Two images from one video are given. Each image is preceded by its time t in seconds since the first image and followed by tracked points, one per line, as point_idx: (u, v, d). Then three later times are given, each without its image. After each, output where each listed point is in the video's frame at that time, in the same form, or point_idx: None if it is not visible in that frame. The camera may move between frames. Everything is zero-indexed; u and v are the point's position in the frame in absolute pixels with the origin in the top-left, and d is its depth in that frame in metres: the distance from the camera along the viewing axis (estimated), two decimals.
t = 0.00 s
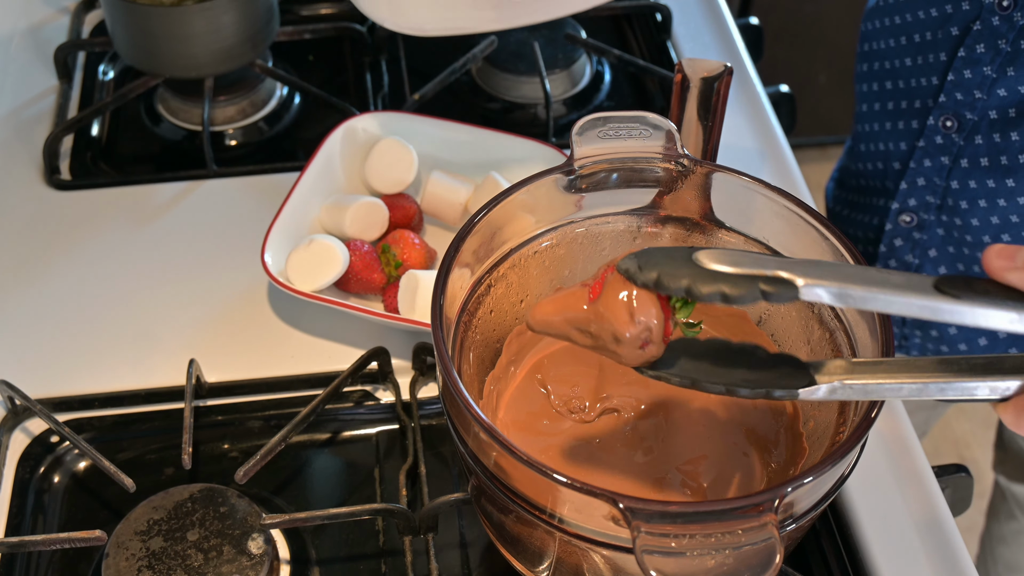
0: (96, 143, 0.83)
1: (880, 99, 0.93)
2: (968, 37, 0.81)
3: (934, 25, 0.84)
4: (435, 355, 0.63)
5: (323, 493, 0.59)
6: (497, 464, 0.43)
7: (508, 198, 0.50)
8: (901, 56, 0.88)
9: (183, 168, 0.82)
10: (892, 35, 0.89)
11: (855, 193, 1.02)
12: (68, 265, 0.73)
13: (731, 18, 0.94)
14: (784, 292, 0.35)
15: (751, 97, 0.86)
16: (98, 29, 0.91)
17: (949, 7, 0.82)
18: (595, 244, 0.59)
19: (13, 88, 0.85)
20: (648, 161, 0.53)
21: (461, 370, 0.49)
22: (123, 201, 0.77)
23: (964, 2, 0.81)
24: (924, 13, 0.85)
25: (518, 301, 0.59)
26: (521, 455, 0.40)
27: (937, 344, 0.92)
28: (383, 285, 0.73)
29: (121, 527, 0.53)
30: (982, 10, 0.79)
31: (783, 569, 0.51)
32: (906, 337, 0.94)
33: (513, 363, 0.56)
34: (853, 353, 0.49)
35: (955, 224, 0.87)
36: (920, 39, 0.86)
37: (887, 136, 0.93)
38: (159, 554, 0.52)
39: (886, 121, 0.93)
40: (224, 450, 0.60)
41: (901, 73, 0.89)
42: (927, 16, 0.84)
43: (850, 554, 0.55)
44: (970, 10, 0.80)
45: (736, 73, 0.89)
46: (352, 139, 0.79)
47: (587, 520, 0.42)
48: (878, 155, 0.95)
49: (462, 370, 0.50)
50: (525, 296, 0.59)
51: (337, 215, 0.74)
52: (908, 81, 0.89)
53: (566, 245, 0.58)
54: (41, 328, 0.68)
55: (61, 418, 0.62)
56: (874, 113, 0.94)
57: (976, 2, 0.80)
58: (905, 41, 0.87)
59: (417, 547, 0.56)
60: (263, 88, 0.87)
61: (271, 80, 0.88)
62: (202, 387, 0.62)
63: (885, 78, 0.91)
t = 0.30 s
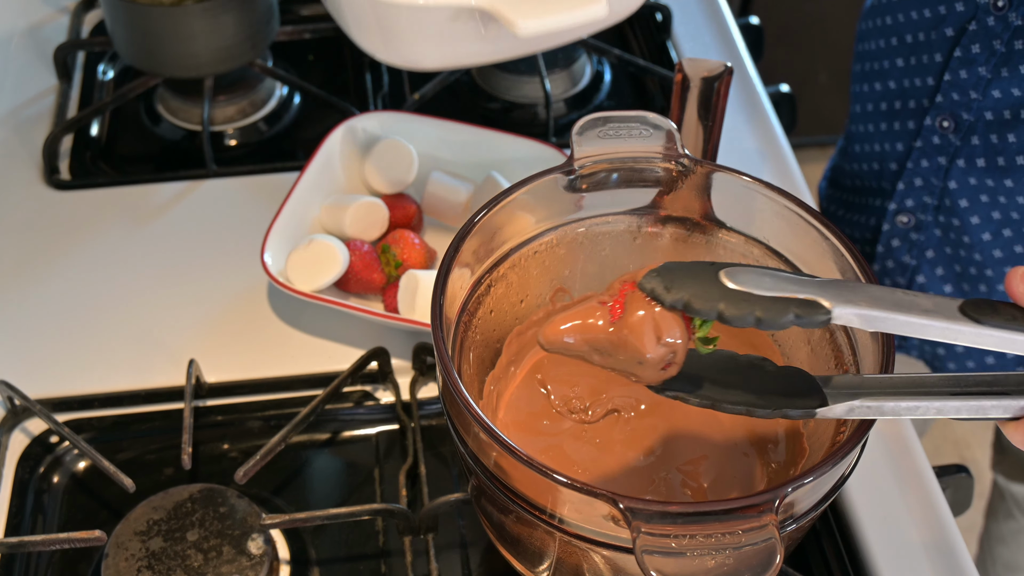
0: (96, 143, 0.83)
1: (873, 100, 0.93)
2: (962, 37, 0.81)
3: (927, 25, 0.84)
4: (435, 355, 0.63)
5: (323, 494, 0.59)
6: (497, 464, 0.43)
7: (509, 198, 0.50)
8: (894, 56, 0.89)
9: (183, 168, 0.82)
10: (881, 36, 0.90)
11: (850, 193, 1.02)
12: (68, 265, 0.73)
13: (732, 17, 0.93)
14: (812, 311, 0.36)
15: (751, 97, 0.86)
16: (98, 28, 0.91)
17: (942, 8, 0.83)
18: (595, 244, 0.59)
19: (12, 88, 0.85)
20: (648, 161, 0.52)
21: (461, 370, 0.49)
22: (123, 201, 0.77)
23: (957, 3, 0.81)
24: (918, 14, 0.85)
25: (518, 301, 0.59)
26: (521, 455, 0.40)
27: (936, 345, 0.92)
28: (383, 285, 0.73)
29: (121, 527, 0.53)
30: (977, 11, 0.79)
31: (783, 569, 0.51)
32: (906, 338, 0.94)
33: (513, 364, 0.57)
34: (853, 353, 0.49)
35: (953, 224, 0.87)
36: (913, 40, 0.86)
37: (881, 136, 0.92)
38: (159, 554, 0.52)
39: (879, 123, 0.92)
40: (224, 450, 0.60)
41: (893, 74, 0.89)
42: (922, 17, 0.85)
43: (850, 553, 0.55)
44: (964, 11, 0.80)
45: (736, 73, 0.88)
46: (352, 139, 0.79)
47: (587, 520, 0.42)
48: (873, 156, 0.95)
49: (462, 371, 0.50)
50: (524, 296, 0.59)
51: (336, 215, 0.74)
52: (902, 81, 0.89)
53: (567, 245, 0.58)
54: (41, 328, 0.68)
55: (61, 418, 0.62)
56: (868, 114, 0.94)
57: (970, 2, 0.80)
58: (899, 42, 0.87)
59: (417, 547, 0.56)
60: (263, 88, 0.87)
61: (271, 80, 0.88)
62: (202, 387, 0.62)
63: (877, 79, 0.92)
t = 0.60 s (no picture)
0: (95, 142, 0.83)
1: (876, 105, 0.88)
2: (970, 42, 0.77)
3: (934, 30, 0.79)
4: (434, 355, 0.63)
5: (323, 494, 0.58)
6: (497, 464, 0.43)
7: (509, 198, 0.50)
8: (897, 60, 0.84)
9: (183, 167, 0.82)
10: (881, 42, 0.86)
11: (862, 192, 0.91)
12: (67, 264, 0.73)
13: (732, 17, 0.93)
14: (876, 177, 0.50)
15: (752, 97, 0.86)
16: (97, 28, 0.91)
17: (949, 11, 0.78)
18: (595, 244, 0.58)
19: (11, 88, 0.85)
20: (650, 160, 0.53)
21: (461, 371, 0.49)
22: (123, 201, 0.77)
23: (964, 7, 0.76)
24: (922, 17, 0.80)
25: (519, 301, 0.59)
26: (521, 455, 0.39)
27: (943, 350, 0.85)
28: (383, 285, 0.73)
29: (121, 527, 0.53)
30: (985, 13, 0.75)
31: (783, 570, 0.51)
32: (909, 342, 0.88)
33: (513, 364, 0.57)
34: (853, 353, 0.49)
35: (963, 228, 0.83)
36: (917, 43, 0.82)
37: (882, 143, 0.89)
38: (158, 555, 0.52)
39: (884, 126, 0.88)
40: (224, 451, 0.60)
41: (896, 78, 0.85)
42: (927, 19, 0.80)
43: (850, 554, 0.55)
44: (971, 15, 0.76)
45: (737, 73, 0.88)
46: (351, 139, 0.79)
47: (587, 520, 0.42)
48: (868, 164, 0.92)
49: (461, 371, 0.50)
50: (525, 296, 0.59)
51: (336, 215, 0.74)
52: (906, 85, 0.84)
53: (567, 244, 0.58)
54: (40, 328, 0.68)
55: (60, 418, 0.61)
56: (871, 118, 0.89)
57: (977, 6, 0.75)
58: (903, 45, 0.83)
59: (417, 547, 0.56)
60: (262, 88, 0.87)
61: (271, 80, 0.88)
62: (202, 387, 0.62)
63: (877, 84, 0.87)
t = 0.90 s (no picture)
0: (95, 142, 0.83)
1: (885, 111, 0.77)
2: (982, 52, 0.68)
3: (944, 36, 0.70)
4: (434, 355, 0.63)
5: (323, 494, 0.58)
6: (497, 465, 0.43)
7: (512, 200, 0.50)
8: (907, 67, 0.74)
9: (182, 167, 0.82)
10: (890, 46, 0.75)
11: (860, 205, 0.85)
12: (66, 265, 0.72)
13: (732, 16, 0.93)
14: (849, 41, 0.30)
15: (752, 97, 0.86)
16: (97, 27, 0.91)
17: (959, 18, 0.68)
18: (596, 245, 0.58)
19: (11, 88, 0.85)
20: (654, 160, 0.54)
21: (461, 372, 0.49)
22: (123, 201, 0.77)
23: (975, 13, 0.67)
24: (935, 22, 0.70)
25: (517, 301, 0.58)
26: (521, 455, 0.40)
27: (958, 356, 0.81)
28: (383, 285, 0.73)
29: (121, 528, 0.53)
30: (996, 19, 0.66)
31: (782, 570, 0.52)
32: (922, 349, 0.84)
33: (513, 364, 0.57)
34: (853, 353, 0.49)
35: (979, 235, 0.73)
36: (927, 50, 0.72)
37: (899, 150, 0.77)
38: (158, 556, 0.52)
39: (894, 134, 0.77)
40: (224, 451, 0.60)
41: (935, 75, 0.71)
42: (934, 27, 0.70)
43: (850, 554, 0.55)
44: (982, 22, 0.67)
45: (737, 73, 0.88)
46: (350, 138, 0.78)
47: (587, 521, 0.42)
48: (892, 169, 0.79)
49: (462, 372, 0.50)
50: (525, 296, 0.59)
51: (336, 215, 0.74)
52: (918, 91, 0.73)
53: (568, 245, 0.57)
54: (39, 329, 0.68)
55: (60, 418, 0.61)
56: (879, 126, 0.78)
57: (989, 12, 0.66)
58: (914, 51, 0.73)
59: (417, 547, 0.55)
60: (262, 88, 0.87)
61: (271, 79, 0.88)
62: (201, 387, 0.62)
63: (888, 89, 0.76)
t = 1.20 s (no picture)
0: (95, 143, 0.83)
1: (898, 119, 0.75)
2: (998, 60, 0.66)
3: (957, 45, 0.68)
4: (434, 355, 0.63)
5: (323, 494, 0.58)
6: (497, 465, 0.43)
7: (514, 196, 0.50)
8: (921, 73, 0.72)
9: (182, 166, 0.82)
10: (903, 53, 0.73)
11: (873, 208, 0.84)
12: (66, 266, 0.72)
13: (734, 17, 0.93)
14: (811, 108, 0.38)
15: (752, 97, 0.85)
16: (98, 28, 0.91)
17: (972, 27, 0.67)
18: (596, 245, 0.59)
19: (11, 88, 0.85)
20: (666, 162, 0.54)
21: (461, 372, 0.49)
22: (123, 201, 0.77)
23: (988, 21, 0.66)
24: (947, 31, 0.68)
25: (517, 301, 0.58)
26: (520, 455, 0.40)
27: (986, 360, 0.83)
28: (383, 285, 0.73)
29: (121, 527, 0.53)
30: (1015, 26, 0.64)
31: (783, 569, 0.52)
32: (950, 352, 0.84)
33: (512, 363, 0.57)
34: (853, 353, 0.49)
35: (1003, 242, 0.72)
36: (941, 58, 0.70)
37: (913, 156, 0.75)
38: (158, 555, 0.52)
39: (910, 141, 0.75)
40: (224, 451, 0.60)
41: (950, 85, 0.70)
42: (948, 35, 0.69)
43: (850, 554, 0.55)
44: (998, 30, 0.65)
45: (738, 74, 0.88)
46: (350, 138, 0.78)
47: (587, 520, 0.42)
48: (903, 174, 0.78)
49: (462, 372, 0.50)
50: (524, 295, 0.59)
51: (336, 213, 0.74)
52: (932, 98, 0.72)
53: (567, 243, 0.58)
54: (39, 329, 0.68)
55: (60, 418, 0.61)
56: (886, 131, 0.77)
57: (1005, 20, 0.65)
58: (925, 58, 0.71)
59: (417, 546, 0.56)
60: (262, 88, 0.87)
61: (271, 80, 0.88)
62: (201, 387, 0.62)
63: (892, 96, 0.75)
